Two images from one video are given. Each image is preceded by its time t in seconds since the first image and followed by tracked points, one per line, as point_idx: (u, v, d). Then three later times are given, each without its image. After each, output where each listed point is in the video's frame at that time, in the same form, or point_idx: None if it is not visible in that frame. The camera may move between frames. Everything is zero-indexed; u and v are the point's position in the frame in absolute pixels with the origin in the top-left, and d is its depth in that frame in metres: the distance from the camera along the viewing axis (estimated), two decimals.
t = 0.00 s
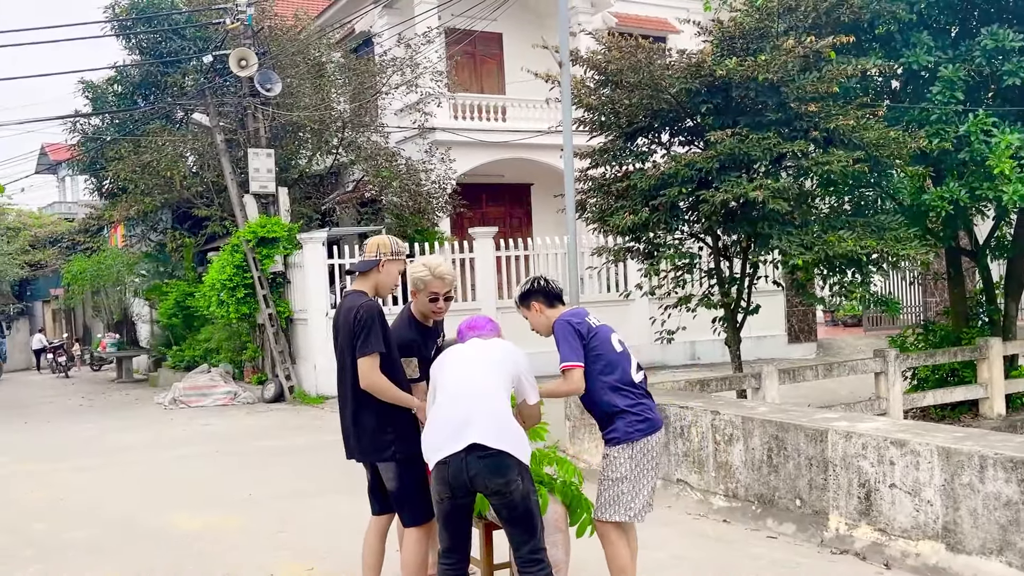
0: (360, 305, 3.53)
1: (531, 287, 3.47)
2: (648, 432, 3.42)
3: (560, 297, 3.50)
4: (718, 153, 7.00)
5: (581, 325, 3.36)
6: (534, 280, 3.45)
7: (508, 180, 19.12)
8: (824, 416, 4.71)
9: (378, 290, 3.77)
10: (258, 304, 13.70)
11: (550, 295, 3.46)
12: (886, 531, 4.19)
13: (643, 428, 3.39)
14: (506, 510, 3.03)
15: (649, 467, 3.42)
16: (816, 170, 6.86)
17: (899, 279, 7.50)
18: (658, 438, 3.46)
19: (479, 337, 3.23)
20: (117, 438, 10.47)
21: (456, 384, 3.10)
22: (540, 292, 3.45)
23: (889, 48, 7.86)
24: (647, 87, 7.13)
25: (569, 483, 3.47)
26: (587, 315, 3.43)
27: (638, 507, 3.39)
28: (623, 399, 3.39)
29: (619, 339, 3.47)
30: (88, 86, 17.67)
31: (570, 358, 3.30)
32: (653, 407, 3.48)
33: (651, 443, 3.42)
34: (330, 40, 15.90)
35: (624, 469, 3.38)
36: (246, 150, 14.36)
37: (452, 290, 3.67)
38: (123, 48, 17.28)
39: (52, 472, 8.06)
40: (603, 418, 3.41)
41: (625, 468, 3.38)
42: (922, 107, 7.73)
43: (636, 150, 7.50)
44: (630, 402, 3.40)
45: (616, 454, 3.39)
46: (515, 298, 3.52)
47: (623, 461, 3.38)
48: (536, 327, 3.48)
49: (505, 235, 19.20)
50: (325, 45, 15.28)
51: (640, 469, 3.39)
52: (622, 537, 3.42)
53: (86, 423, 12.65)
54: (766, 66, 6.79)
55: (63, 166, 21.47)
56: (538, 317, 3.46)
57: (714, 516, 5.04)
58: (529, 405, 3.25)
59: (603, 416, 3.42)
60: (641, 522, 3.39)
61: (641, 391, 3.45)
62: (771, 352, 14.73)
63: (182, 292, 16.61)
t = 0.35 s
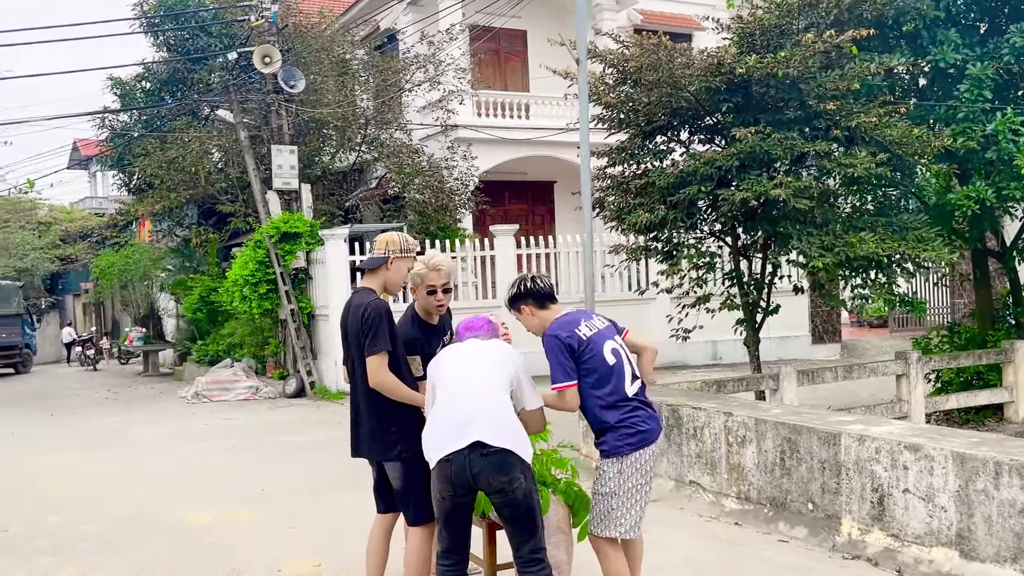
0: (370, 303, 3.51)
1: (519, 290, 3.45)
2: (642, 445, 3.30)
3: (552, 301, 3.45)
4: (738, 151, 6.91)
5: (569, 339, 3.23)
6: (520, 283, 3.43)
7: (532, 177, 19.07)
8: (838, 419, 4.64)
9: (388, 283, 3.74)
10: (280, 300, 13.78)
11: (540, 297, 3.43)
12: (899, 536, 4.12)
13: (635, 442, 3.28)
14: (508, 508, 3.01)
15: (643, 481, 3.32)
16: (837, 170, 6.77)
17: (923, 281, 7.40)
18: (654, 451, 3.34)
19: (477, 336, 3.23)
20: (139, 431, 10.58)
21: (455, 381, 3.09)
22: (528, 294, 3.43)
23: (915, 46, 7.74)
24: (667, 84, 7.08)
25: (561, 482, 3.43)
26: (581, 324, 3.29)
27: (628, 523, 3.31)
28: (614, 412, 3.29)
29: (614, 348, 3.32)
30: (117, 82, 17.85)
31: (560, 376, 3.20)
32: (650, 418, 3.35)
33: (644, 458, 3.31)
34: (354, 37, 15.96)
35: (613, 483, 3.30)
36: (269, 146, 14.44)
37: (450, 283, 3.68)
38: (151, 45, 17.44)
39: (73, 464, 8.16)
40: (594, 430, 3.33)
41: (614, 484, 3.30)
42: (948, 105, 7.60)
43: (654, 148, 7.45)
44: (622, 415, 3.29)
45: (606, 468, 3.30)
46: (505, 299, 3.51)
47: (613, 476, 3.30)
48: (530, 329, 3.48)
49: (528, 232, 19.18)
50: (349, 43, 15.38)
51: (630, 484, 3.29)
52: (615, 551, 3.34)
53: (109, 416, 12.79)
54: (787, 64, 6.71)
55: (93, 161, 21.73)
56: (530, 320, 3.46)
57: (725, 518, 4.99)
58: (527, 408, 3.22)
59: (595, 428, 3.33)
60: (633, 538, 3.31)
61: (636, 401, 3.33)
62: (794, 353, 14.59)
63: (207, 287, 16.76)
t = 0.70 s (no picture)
0: (365, 301, 3.48)
1: (513, 283, 3.31)
2: (635, 446, 3.23)
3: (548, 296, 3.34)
4: (756, 147, 6.81)
5: (565, 334, 3.19)
6: (516, 276, 3.29)
7: (559, 174, 18.99)
8: (848, 421, 4.54)
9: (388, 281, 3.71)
10: (305, 295, 13.88)
11: (533, 292, 3.31)
12: (907, 543, 4.02)
13: (627, 442, 3.22)
14: (490, 515, 2.98)
15: (637, 484, 3.25)
16: (858, 166, 6.65)
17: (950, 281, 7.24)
18: (648, 453, 3.27)
19: (474, 326, 3.18)
20: (164, 425, 10.69)
21: (443, 381, 3.06)
22: (523, 288, 3.29)
23: (941, 40, 7.57)
24: (684, 79, 7.00)
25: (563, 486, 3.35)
26: (576, 320, 3.24)
27: (623, 528, 3.23)
28: (607, 412, 3.23)
29: (610, 345, 3.27)
30: (150, 80, 18.07)
31: (556, 372, 3.15)
32: (644, 419, 3.29)
33: (639, 459, 3.24)
34: (382, 34, 16.05)
35: (605, 485, 3.25)
36: (296, 143, 14.51)
37: (449, 279, 3.65)
38: (183, 42, 17.61)
39: (97, 457, 8.26)
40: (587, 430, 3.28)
41: (606, 486, 3.24)
42: (975, 101, 7.42)
43: (672, 145, 7.36)
44: (615, 415, 3.23)
45: (598, 470, 3.25)
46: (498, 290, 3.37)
47: (606, 478, 3.24)
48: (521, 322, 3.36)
49: (555, 229, 19.11)
50: (376, 39, 15.44)
51: (624, 487, 3.22)
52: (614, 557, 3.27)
53: (137, 408, 12.96)
54: (806, 59, 6.59)
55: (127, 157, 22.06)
56: (523, 314, 3.33)
57: (733, 520, 4.91)
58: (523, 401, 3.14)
59: (587, 429, 3.28)
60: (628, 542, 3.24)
61: (629, 401, 3.27)
62: (822, 353, 14.38)
63: (235, 282, 16.92)
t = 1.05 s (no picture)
0: (359, 297, 3.49)
1: (527, 260, 3.29)
2: (629, 440, 3.22)
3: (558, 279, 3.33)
4: (771, 143, 6.76)
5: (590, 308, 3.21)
6: (530, 254, 3.27)
7: (587, 169, 18.92)
8: (856, 421, 4.48)
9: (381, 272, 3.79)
10: (330, 290, 13.98)
11: (545, 272, 3.28)
12: (912, 545, 3.94)
13: (622, 435, 3.20)
14: (514, 513, 2.77)
15: (630, 479, 3.22)
16: (876, 162, 6.55)
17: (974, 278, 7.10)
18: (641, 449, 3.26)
19: (472, 287, 2.83)
20: (189, 416, 10.84)
21: (448, 363, 2.77)
22: (534, 267, 3.27)
23: (966, 33, 7.39)
24: (700, 74, 6.93)
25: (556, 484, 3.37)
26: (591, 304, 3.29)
27: (615, 521, 3.19)
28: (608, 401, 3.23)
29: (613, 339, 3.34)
30: (181, 76, 18.24)
31: (594, 335, 3.15)
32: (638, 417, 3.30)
33: (632, 454, 3.21)
34: (409, 30, 16.11)
35: (597, 476, 3.22)
36: (322, 138, 14.62)
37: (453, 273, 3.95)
38: (214, 38, 17.80)
39: (120, 447, 8.39)
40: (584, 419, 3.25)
41: (597, 478, 3.22)
42: (1002, 95, 7.24)
43: (690, 139, 7.30)
44: (613, 405, 3.23)
45: (592, 462, 3.22)
46: (509, 267, 3.34)
47: (599, 469, 3.21)
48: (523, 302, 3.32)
49: (582, 224, 19.06)
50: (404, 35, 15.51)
51: (617, 478, 3.20)
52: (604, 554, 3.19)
53: (165, 400, 13.15)
54: (823, 52, 6.53)
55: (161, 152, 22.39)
56: (530, 294, 3.29)
57: (740, 519, 4.86)
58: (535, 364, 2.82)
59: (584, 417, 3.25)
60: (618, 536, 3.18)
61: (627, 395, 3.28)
62: (850, 351, 14.17)
63: (263, 277, 17.11)
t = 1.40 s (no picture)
0: (364, 293, 3.50)
1: (527, 249, 3.22)
2: (621, 446, 3.22)
3: (562, 269, 3.23)
4: (797, 132, 6.61)
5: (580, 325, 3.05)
6: (529, 242, 3.20)
7: (616, 162, 18.78)
8: (876, 418, 4.36)
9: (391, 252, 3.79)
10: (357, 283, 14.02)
11: (546, 264, 3.21)
12: (932, 546, 3.83)
13: (612, 443, 3.20)
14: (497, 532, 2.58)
15: (620, 486, 3.23)
16: (904, 153, 6.39)
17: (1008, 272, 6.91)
18: (636, 453, 3.26)
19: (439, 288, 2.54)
20: (215, 408, 10.93)
21: (410, 374, 2.54)
22: (535, 257, 3.20)
23: (1000, 20, 7.15)
24: (723, 63, 6.82)
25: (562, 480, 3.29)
26: (591, 309, 3.14)
27: (604, 529, 3.22)
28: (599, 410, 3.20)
29: (614, 342, 3.21)
30: (212, 70, 18.39)
31: (582, 360, 3.01)
32: (634, 420, 3.26)
33: (623, 460, 3.22)
34: (438, 23, 16.09)
35: (586, 483, 3.26)
36: (349, 131, 14.65)
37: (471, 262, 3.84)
38: (245, 33, 17.92)
39: (145, 438, 8.48)
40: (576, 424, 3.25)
41: (588, 484, 3.25)
42: None
43: (713, 130, 7.19)
44: (605, 414, 3.20)
45: (582, 467, 3.26)
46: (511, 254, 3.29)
47: (589, 475, 3.24)
48: (528, 290, 3.29)
49: (611, 218, 18.94)
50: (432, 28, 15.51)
51: (608, 486, 3.22)
52: (599, 558, 3.23)
53: (194, 392, 13.27)
54: (850, 40, 6.38)
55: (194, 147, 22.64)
56: (530, 283, 3.26)
57: (757, 517, 4.76)
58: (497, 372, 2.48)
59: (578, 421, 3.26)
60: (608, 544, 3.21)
61: (622, 403, 3.22)
62: (883, 346, 13.93)
63: (292, 270, 17.23)
